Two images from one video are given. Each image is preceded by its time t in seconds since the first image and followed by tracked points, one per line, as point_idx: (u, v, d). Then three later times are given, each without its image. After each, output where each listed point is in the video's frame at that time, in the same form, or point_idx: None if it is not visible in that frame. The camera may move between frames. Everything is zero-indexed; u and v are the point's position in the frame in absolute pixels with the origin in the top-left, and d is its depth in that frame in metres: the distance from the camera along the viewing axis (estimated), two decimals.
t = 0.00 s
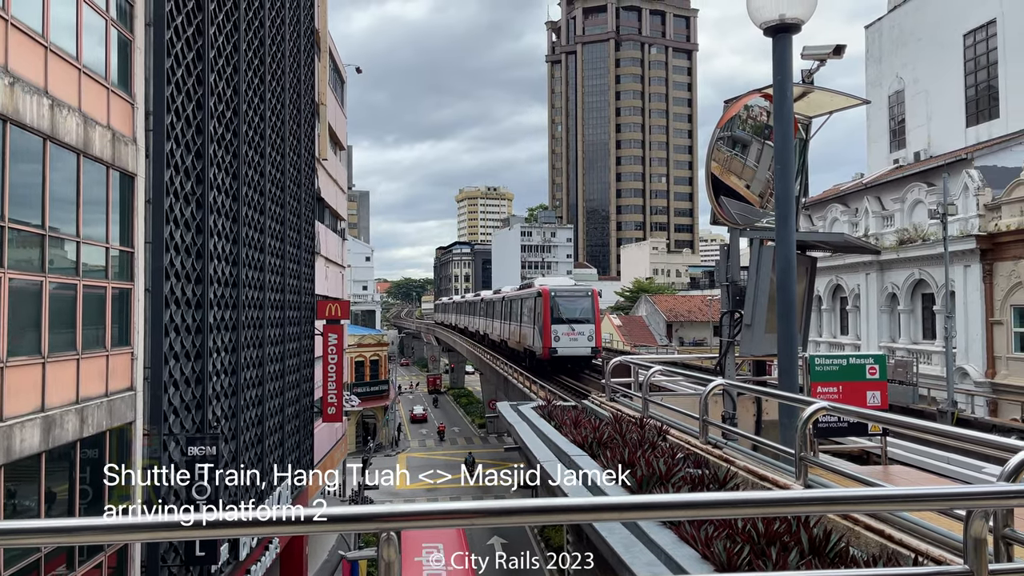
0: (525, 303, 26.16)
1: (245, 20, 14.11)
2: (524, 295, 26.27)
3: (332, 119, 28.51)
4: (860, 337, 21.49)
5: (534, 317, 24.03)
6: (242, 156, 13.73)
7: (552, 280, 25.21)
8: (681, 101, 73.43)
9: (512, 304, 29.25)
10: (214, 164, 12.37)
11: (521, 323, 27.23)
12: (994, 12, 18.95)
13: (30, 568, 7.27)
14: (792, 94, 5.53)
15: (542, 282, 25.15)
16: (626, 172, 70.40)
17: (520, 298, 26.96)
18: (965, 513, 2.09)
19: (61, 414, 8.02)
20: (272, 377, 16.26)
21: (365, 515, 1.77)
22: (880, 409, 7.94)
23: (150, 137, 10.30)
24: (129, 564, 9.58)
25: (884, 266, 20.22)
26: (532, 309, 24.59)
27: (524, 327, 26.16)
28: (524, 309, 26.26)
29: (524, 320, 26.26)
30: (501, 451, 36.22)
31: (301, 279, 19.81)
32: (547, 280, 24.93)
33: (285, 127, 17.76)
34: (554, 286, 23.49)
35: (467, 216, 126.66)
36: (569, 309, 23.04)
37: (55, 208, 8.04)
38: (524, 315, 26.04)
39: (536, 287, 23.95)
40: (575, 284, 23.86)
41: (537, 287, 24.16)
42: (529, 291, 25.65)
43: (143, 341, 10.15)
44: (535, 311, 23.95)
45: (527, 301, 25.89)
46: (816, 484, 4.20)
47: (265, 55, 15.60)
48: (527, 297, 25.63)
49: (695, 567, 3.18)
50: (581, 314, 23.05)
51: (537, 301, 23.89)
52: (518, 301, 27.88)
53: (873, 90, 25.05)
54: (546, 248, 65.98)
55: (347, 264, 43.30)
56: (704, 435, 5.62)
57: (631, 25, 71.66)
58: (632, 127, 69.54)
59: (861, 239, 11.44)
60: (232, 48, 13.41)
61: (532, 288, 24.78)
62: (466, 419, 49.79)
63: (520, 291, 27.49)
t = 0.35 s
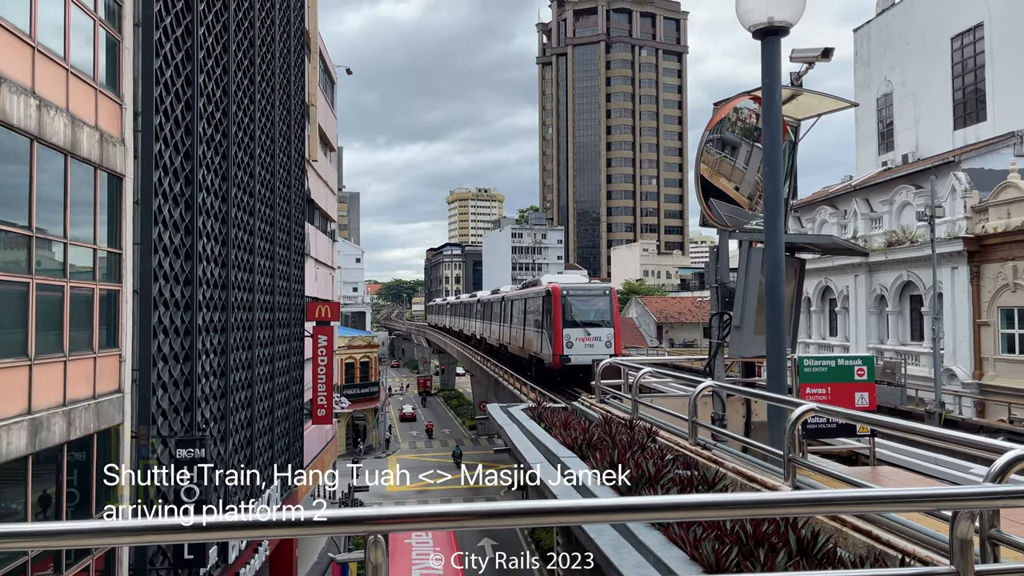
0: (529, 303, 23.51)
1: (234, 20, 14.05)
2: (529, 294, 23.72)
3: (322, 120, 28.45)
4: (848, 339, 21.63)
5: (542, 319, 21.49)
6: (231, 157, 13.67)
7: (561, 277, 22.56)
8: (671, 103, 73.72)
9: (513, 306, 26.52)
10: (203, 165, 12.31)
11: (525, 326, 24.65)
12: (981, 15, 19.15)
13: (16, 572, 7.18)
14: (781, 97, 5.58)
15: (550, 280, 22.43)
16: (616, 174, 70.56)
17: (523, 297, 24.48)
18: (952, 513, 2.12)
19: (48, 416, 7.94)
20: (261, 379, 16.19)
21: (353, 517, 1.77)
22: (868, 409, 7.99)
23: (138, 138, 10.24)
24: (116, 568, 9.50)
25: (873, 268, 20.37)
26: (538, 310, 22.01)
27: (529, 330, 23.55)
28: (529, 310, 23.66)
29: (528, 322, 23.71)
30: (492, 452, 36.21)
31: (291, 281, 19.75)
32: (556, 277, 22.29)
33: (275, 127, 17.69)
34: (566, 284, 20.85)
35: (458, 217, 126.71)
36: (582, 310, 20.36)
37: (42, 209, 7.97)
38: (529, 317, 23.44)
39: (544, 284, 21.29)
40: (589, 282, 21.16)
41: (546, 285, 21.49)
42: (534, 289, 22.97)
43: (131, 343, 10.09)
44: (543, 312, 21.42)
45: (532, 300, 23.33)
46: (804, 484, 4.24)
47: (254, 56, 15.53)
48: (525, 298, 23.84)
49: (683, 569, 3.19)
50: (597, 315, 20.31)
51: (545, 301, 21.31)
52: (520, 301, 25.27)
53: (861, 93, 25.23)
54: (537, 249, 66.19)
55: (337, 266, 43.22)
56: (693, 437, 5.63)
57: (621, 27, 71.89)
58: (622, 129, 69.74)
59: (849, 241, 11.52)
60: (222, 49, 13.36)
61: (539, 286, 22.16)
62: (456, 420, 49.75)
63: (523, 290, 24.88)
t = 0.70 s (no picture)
0: (535, 302, 21.75)
1: (217, 20, 13.95)
2: (533, 294, 22.03)
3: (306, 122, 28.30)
4: (830, 340, 21.85)
5: (552, 319, 19.83)
6: (213, 158, 13.58)
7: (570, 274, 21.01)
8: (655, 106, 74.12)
9: (512, 305, 24.77)
10: (185, 166, 12.21)
11: (529, 328, 22.89)
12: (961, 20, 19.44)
13: None
14: (762, 100, 5.63)
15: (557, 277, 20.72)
16: (601, 176, 70.78)
17: (527, 297, 22.79)
18: (928, 513, 2.16)
19: (26, 420, 7.81)
20: (243, 382, 16.05)
21: (335, 521, 1.77)
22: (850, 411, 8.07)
23: (119, 139, 10.14)
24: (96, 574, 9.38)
25: (854, 270, 20.59)
26: (546, 311, 20.34)
27: (535, 331, 21.77)
28: (534, 310, 21.88)
29: (533, 323, 21.94)
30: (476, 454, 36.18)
31: (274, 283, 19.63)
32: (565, 274, 20.65)
33: (258, 128, 17.59)
34: (578, 281, 19.37)
35: (443, 220, 126.65)
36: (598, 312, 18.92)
37: (20, 210, 7.87)
38: (535, 317, 21.72)
39: (554, 282, 19.68)
40: (603, 281, 19.84)
41: (556, 283, 19.86)
42: (541, 288, 21.30)
43: (111, 346, 9.97)
44: (553, 314, 19.73)
45: (538, 299, 21.68)
46: (784, 486, 4.29)
47: (237, 57, 15.43)
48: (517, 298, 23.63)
49: (663, 570, 3.22)
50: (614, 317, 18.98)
51: (556, 301, 19.68)
52: (522, 300, 23.53)
53: (842, 96, 25.52)
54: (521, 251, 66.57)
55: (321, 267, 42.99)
56: (676, 438, 5.68)
57: (606, 30, 72.18)
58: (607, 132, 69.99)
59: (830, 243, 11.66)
60: (204, 49, 13.27)
61: (548, 285, 20.46)
62: (441, 423, 49.62)
63: (526, 289, 23.15)
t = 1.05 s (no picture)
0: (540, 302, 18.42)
1: (193, 20, 13.80)
2: (539, 293, 18.64)
3: (284, 122, 28.12)
4: (807, 342, 22.13)
5: (565, 322, 16.24)
6: (190, 159, 13.44)
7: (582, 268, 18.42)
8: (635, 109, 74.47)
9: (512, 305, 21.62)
10: (161, 167, 12.07)
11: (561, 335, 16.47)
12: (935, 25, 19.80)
13: None
14: (738, 103, 5.71)
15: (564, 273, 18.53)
16: (580, 178, 70.98)
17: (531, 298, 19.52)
18: (897, 513, 2.20)
19: None
20: (220, 385, 15.88)
21: (309, 526, 1.77)
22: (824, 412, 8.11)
23: (93, 139, 9.99)
24: None
25: (830, 272, 20.88)
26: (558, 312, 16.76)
27: (544, 337, 18.25)
28: (559, 312, 16.47)
29: (541, 328, 18.49)
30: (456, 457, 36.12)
31: (252, 285, 19.46)
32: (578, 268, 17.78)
33: (235, 129, 17.44)
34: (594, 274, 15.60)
35: (423, 221, 126.28)
36: (621, 313, 15.23)
37: None
38: (543, 321, 18.24)
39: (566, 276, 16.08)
40: (626, 273, 15.80)
41: (565, 279, 16.44)
42: (545, 285, 18.49)
43: (86, 349, 9.83)
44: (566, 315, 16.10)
45: (546, 298, 18.07)
46: (758, 486, 4.35)
47: (214, 58, 15.29)
48: (503, 298, 23.02)
49: (638, 571, 3.26)
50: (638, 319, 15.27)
51: (568, 300, 16.21)
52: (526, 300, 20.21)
53: (819, 100, 25.85)
54: (501, 253, 67.98)
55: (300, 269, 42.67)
56: (651, 440, 5.72)
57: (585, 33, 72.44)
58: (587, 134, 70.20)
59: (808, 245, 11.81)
60: (180, 49, 13.12)
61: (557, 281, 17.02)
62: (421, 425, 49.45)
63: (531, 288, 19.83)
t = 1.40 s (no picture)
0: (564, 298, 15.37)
1: (168, 18, 13.64)
2: (563, 288, 15.60)
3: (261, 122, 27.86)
4: (783, 342, 22.40)
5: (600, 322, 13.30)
6: (164, 159, 13.28)
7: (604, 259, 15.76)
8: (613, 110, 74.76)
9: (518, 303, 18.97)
10: (134, 166, 11.90)
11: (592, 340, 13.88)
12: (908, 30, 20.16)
13: None
14: (713, 105, 5.79)
15: (584, 264, 15.76)
16: (559, 180, 71.12)
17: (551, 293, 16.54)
18: (864, 513, 2.24)
19: None
20: (196, 387, 15.69)
21: (287, 529, 1.76)
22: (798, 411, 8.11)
23: (65, 138, 9.82)
24: None
25: (806, 273, 21.15)
26: (592, 311, 13.82)
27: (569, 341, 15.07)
28: (589, 312, 13.97)
29: (564, 329, 15.44)
30: (435, 458, 36.03)
31: (228, 286, 19.25)
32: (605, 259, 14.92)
33: (211, 129, 17.27)
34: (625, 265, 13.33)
35: (402, 222, 125.83)
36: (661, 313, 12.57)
37: None
38: (567, 322, 15.22)
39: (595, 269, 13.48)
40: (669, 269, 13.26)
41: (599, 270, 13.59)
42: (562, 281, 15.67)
43: (57, 351, 9.66)
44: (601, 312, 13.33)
45: (570, 294, 15.03)
46: (732, 487, 4.40)
47: (190, 56, 15.11)
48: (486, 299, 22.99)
49: (611, 572, 3.30)
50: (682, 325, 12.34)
51: (602, 294, 13.33)
52: (543, 297, 17.14)
53: (795, 103, 26.14)
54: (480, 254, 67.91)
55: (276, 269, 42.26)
56: (627, 441, 5.77)
57: (564, 34, 72.60)
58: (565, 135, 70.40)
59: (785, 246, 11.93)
60: (155, 47, 12.96)
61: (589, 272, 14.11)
62: (399, 427, 49.25)
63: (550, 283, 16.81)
